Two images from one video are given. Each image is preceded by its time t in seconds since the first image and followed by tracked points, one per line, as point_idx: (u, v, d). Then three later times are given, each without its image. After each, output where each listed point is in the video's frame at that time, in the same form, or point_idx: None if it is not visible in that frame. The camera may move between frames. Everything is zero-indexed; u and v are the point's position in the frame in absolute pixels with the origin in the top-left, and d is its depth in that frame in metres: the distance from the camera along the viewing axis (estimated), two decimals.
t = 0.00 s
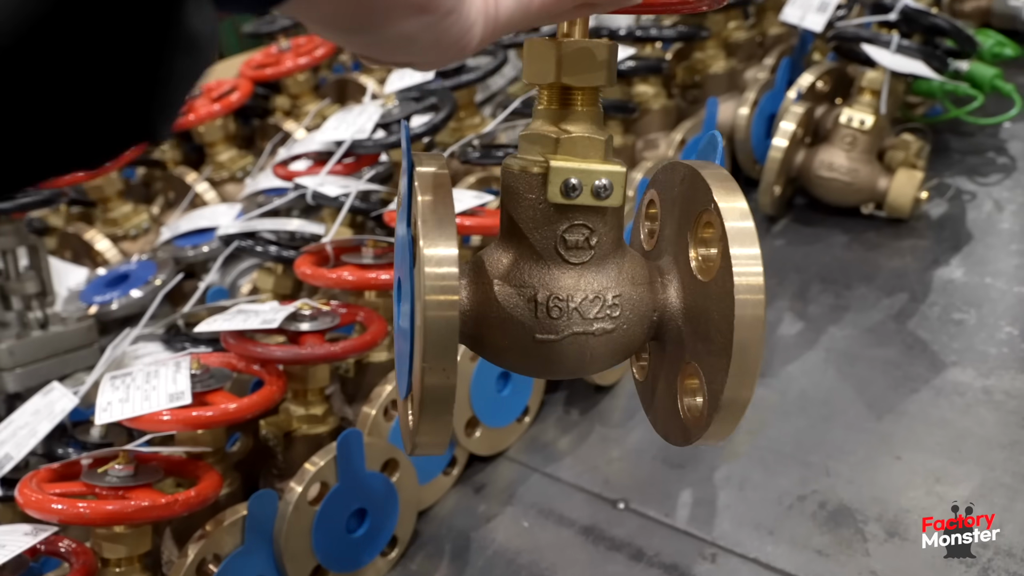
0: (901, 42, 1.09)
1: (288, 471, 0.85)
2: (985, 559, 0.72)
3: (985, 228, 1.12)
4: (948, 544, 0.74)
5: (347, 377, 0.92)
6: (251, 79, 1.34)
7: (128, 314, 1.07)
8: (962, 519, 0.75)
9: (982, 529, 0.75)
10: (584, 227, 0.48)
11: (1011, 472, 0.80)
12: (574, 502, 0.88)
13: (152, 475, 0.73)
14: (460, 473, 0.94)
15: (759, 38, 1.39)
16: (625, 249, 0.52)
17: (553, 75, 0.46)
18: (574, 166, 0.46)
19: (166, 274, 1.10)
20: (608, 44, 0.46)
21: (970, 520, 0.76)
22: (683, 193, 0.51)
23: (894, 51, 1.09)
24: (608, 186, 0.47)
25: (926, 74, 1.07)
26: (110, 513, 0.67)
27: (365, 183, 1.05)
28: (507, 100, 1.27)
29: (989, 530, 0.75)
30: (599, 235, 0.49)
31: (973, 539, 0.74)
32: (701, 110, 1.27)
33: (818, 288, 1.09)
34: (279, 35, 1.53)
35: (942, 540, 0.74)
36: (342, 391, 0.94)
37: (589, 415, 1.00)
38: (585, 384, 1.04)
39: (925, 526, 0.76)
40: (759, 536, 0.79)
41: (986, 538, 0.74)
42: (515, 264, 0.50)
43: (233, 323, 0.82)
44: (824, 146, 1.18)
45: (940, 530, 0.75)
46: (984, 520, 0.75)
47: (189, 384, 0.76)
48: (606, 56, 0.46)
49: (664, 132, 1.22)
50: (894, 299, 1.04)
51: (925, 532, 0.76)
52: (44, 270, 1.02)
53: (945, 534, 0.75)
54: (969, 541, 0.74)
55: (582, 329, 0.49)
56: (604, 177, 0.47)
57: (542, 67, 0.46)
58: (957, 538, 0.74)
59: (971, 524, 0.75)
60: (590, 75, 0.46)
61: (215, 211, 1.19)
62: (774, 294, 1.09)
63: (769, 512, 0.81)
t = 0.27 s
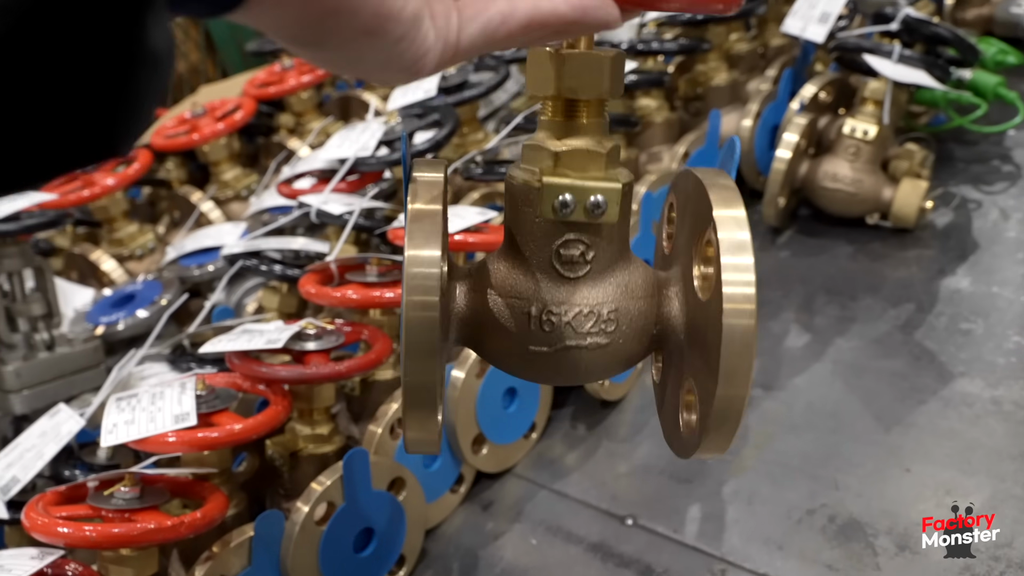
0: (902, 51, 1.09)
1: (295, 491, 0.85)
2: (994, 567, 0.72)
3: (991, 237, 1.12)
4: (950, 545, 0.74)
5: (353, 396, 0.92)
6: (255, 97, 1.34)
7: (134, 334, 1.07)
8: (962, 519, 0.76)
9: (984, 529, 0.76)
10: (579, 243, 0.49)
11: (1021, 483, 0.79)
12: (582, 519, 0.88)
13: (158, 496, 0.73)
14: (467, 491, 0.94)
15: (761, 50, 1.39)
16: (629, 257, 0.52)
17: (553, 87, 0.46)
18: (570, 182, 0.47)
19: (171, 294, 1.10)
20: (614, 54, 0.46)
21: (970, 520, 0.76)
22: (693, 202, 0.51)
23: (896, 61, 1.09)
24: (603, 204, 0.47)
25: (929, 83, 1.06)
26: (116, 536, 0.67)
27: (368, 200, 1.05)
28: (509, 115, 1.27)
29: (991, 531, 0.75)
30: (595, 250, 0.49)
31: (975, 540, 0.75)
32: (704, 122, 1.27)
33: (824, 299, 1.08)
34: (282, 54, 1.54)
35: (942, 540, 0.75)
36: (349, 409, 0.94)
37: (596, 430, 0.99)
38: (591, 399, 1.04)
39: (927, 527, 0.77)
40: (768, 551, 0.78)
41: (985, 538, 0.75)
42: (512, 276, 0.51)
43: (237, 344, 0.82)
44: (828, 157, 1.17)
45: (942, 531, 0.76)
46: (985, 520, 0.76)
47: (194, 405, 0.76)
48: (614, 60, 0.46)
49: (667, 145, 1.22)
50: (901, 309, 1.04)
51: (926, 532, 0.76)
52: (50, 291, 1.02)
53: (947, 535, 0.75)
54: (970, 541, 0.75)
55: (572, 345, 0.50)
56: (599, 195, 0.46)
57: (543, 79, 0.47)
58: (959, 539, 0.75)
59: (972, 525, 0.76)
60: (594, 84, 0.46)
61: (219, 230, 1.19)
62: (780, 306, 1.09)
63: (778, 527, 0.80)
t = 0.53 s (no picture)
0: (911, 60, 1.08)
1: (305, 505, 0.85)
2: None
3: (1003, 246, 1.12)
4: (952, 547, 0.75)
5: (362, 409, 0.92)
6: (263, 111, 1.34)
7: (145, 348, 1.07)
8: (962, 519, 0.77)
9: (985, 530, 0.76)
10: (574, 352, 0.49)
11: None
12: (593, 531, 0.87)
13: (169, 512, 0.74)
14: (477, 503, 0.93)
15: (769, 58, 1.39)
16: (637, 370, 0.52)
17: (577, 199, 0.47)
18: (572, 293, 0.48)
19: (182, 307, 1.11)
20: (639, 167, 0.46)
21: (970, 520, 0.77)
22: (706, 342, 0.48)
23: (905, 70, 1.09)
24: (599, 319, 0.47)
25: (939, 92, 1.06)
26: (128, 552, 0.67)
27: (377, 213, 1.05)
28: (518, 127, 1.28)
29: (993, 533, 0.76)
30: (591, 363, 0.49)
31: (978, 543, 0.75)
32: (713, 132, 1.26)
33: (835, 308, 1.08)
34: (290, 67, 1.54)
35: (942, 540, 0.76)
36: (358, 422, 0.93)
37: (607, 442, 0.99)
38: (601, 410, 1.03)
39: (927, 527, 0.77)
40: (781, 563, 0.76)
41: (985, 538, 0.76)
42: (513, 369, 0.51)
43: (248, 357, 0.83)
44: (838, 166, 1.17)
45: (942, 531, 0.77)
46: (986, 521, 0.77)
47: (205, 420, 0.76)
48: (641, 174, 0.46)
49: (675, 155, 1.22)
50: (913, 318, 1.03)
51: (926, 532, 0.77)
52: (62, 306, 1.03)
53: (947, 535, 0.76)
54: (970, 542, 0.76)
55: (554, 449, 0.50)
56: (595, 310, 0.47)
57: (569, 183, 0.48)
58: (960, 541, 0.75)
59: (973, 526, 0.77)
60: (614, 197, 0.46)
61: (229, 243, 1.19)
62: (790, 316, 1.08)
63: (790, 539, 0.79)
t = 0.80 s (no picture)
0: (922, 66, 1.08)
1: (315, 512, 0.85)
2: None
3: (1016, 252, 1.11)
4: (948, 544, 0.76)
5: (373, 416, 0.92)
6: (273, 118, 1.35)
7: (156, 355, 1.08)
8: (962, 519, 0.77)
9: (981, 528, 0.77)
10: (562, 418, 0.50)
11: None
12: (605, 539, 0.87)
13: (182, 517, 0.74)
14: (488, 510, 0.93)
15: (779, 65, 1.38)
16: (638, 442, 0.51)
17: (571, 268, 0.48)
18: (558, 362, 0.49)
19: (192, 314, 1.11)
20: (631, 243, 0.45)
21: (970, 520, 0.78)
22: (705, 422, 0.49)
23: (916, 76, 1.09)
24: (578, 389, 0.48)
25: (950, 98, 1.06)
26: (139, 556, 0.67)
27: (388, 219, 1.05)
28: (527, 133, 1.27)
29: (989, 530, 0.77)
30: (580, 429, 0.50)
31: (974, 539, 0.76)
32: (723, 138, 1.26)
33: (846, 315, 1.08)
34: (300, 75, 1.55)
35: (942, 540, 0.76)
36: (369, 428, 0.93)
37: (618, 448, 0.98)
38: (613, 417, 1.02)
39: (926, 526, 0.78)
40: (793, 571, 0.76)
41: (986, 538, 0.76)
42: (513, 428, 0.53)
43: (259, 363, 0.83)
44: (848, 172, 1.17)
45: (942, 531, 0.77)
46: (983, 519, 0.77)
47: (215, 426, 0.76)
48: (636, 251, 0.46)
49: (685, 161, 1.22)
50: (925, 325, 1.03)
51: (926, 532, 0.78)
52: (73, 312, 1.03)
53: (947, 535, 0.76)
54: (970, 541, 0.76)
55: (542, 508, 0.52)
56: (575, 381, 0.48)
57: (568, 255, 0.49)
58: (957, 538, 0.76)
59: (971, 524, 0.77)
60: (605, 272, 0.47)
61: (239, 249, 1.19)
62: (801, 323, 1.08)
63: (803, 546, 0.78)
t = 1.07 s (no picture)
0: (933, 69, 1.08)
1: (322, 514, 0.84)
2: None
3: None
4: (949, 544, 0.76)
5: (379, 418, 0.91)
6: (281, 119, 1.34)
7: (163, 355, 1.08)
8: (962, 519, 0.77)
9: (983, 529, 0.77)
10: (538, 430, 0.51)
11: None
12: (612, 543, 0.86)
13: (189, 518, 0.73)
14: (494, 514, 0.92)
15: (788, 68, 1.38)
16: (617, 459, 0.52)
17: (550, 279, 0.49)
18: (532, 375, 0.49)
19: (198, 315, 1.11)
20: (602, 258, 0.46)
21: (970, 520, 0.78)
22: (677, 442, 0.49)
23: (927, 79, 1.08)
24: (545, 403, 0.49)
25: (961, 101, 1.05)
26: (145, 558, 0.67)
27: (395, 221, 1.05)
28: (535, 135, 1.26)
29: (990, 531, 0.76)
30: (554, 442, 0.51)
31: (975, 540, 0.76)
32: (732, 142, 1.26)
33: (856, 320, 1.07)
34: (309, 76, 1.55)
35: (942, 540, 0.76)
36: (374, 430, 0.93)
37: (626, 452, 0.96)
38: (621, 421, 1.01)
39: (927, 526, 0.78)
40: None
41: (985, 538, 0.76)
42: (499, 437, 0.55)
43: (266, 364, 0.83)
44: (858, 176, 1.16)
45: (943, 531, 0.77)
46: (984, 519, 0.77)
47: (222, 427, 0.76)
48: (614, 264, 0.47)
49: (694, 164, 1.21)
50: (935, 330, 1.02)
51: (926, 532, 0.78)
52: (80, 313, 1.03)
53: (948, 536, 0.76)
54: (971, 541, 0.76)
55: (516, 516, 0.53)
56: (543, 394, 0.49)
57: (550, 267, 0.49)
58: (958, 538, 0.76)
59: (971, 524, 0.77)
60: (578, 284, 0.47)
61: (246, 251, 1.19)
62: (810, 327, 1.08)
63: (813, 552, 0.77)
